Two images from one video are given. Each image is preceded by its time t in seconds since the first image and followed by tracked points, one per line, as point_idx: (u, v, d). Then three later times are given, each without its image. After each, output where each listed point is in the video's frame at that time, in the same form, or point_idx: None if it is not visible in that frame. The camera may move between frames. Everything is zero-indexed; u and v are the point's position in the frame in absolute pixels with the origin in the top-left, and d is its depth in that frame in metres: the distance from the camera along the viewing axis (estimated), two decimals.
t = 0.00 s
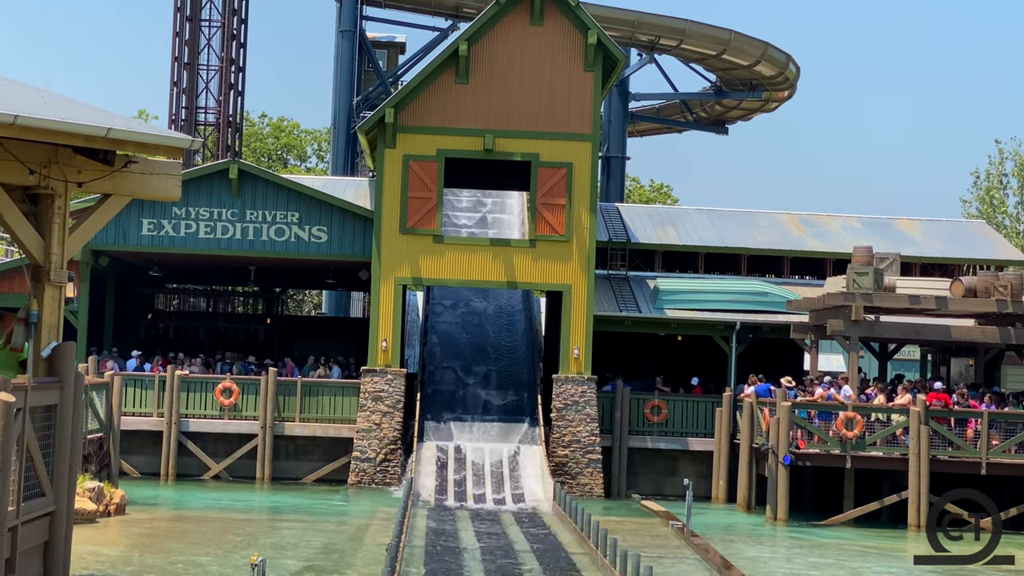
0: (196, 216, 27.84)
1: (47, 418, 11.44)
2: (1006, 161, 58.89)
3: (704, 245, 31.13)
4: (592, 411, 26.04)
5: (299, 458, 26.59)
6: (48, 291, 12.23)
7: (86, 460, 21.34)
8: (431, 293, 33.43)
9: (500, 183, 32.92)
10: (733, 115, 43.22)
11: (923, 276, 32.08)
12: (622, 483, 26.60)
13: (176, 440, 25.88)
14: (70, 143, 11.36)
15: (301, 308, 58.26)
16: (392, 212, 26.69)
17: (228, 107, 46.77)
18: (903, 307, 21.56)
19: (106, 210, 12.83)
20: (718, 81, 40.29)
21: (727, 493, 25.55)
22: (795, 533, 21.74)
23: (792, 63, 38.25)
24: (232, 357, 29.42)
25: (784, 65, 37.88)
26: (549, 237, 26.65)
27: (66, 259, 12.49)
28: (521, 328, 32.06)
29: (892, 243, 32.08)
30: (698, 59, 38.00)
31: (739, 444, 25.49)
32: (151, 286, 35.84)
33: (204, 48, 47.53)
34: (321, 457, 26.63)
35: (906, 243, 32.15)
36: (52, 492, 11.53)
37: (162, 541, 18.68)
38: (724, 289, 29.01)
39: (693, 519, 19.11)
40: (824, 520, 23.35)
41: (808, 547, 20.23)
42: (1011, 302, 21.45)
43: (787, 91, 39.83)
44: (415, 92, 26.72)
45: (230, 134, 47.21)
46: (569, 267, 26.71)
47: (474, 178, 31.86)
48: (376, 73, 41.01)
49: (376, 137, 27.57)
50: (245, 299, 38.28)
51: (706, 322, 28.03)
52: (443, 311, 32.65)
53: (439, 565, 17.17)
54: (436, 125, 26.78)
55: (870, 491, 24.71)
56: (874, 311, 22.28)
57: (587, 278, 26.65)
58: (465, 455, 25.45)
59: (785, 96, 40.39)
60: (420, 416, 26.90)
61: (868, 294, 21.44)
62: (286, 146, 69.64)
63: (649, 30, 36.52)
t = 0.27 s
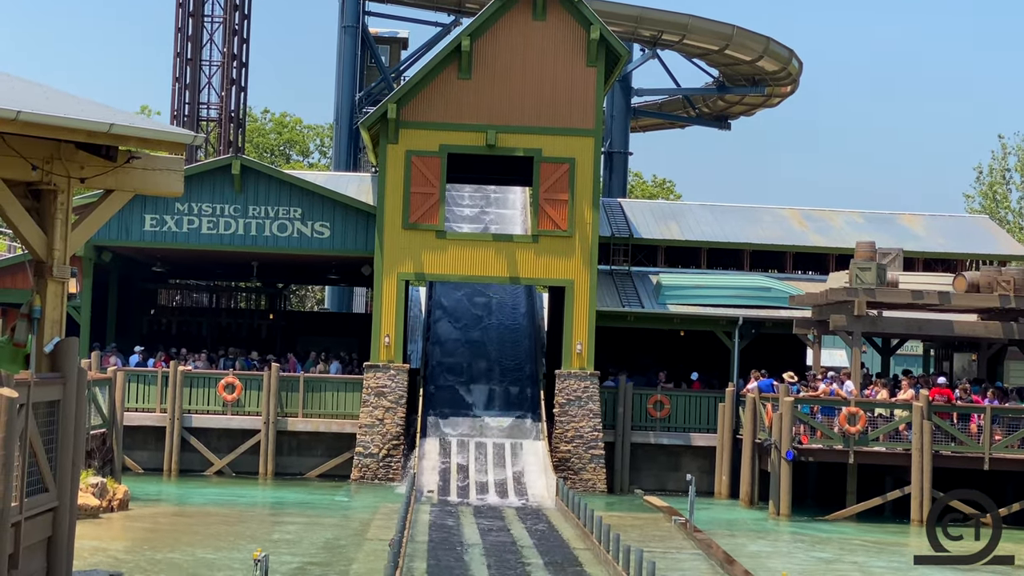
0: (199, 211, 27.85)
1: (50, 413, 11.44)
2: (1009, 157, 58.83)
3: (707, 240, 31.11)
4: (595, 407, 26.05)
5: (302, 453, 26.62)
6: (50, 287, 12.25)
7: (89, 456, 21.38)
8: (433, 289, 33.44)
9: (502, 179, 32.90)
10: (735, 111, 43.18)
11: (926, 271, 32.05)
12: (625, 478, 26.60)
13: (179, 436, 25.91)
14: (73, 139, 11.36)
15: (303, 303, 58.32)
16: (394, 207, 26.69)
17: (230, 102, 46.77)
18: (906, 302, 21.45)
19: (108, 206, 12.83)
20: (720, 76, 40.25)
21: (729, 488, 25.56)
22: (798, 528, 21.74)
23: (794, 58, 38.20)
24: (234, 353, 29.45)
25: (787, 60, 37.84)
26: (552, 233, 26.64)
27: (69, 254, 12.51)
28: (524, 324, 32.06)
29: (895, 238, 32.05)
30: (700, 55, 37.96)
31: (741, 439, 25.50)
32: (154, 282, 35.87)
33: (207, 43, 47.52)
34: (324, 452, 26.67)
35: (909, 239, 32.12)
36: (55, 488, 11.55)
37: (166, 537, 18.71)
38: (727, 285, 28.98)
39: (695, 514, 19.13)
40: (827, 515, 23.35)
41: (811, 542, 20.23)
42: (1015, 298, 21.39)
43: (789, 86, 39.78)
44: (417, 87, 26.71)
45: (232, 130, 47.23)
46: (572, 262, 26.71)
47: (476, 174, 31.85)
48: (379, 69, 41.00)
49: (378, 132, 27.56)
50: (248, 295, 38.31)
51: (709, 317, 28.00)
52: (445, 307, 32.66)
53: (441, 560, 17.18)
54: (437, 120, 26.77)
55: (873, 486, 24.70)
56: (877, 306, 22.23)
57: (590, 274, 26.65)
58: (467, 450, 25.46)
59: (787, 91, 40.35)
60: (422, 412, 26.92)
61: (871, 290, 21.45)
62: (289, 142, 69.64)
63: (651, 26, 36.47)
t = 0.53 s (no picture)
0: (201, 208, 27.86)
1: (53, 409, 11.45)
2: (1012, 152, 58.78)
3: (709, 236, 31.09)
4: (597, 403, 26.04)
5: (304, 450, 26.62)
6: (52, 283, 12.26)
7: (91, 453, 21.41)
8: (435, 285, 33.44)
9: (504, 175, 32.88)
10: (737, 106, 43.14)
11: (928, 267, 32.02)
12: (627, 474, 26.59)
13: (181, 432, 25.93)
14: (75, 135, 11.36)
15: (306, 299, 58.36)
16: (396, 203, 26.69)
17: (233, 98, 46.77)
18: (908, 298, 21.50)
19: (111, 202, 12.85)
20: (723, 72, 40.21)
21: (731, 484, 25.56)
22: (801, 524, 21.73)
23: (797, 54, 38.15)
24: (236, 349, 29.46)
25: (789, 56, 37.80)
26: (554, 229, 26.63)
27: (71, 250, 12.53)
28: (526, 320, 32.06)
29: (897, 234, 32.02)
30: (703, 51, 37.93)
31: (743, 435, 25.50)
32: (156, 278, 35.90)
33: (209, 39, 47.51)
34: (326, 448, 26.67)
35: (912, 235, 32.09)
36: (58, 484, 11.56)
37: (168, 533, 18.73)
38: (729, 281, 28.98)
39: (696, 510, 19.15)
40: (829, 511, 23.35)
41: (813, 538, 20.24)
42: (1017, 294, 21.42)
43: (791, 82, 39.74)
44: (419, 83, 26.70)
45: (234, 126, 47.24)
46: (574, 259, 26.69)
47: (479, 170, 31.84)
48: (381, 64, 40.98)
49: (380, 128, 27.55)
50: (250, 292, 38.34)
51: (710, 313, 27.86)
52: (447, 303, 32.67)
53: (443, 556, 17.17)
54: (439, 116, 26.76)
55: (875, 482, 24.70)
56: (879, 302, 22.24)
57: (592, 270, 26.64)
58: (470, 446, 25.47)
59: (790, 87, 40.30)
60: (425, 408, 26.93)
61: (873, 286, 21.44)
62: (291, 138, 69.64)
63: (653, 22, 36.43)
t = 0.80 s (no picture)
0: (203, 204, 27.86)
1: (55, 406, 11.47)
2: (1013, 149, 58.75)
3: (711, 233, 31.08)
4: (599, 400, 26.03)
5: (306, 446, 26.64)
6: (54, 280, 12.24)
7: (94, 449, 21.45)
8: (437, 282, 33.45)
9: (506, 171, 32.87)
10: (739, 103, 43.12)
11: (931, 263, 32.00)
12: (629, 471, 26.63)
13: (183, 429, 25.96)
14: (76, 132, 11.36)
15: (307, 296, 58.41)
16: (398, 200, 26.69)
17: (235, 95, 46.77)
18: (910, 295, 21.59)
19: (113, 198, 12.84)
20: (724, 69, 40.19)
21: (734, 481, 25.57)
22: (803, 520, 21.74)
23: (799, 50, 38.12)
24: (239, 345, 29.49)
25: (791, 52, 37.77)
26: (556, 226, 26.62)
27: (73, 247, 12.51)
28: (528, 316, 32.07)
29: (899, 230, 32.00)
30: (704, 47, 37.91)
31: (745, 432, 25.51)
32: (158, 275, 35.92)
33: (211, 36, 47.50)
34: (328, 445, 26.69)
35: (914, 231, 32.07)
36: (60, 481, 11.58)
37: (171, 530, 18.76)
38: (732, 277, 28.97)
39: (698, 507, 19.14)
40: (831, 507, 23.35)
41: (814, 534, 20.25)
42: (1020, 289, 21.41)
43: (793, 78, 39.72)
44: (421, 80, 26.69)
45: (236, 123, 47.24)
46: (576, 255, 26.68)
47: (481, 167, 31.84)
48: (382, 61, 40.97)
49: (382, 125, 27.55)
50: (252, 288, 38.36)
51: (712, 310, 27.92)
52: (449, 300, 32.67)
53: (446, 553, 17.19)
54: (441, 112, 26.75)
55: (877, 478, 24.71)
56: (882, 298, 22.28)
57: (594, 266, 26.64)
58: (472, 443, 25.48)
59: (791, 83, 40.26)
60: (427, 405, 26.92)
61: (875, 282, 21.42)
62: (293, 135, 69.63)
63: (655, 18, 36.40)
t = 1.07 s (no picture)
0: (204, 201, 27.85)
1: (56, 404, 11.48)
2: (1015, 145, 58.70)
3: (712, 230, 31.07)
4: (600, 396, 26.02)
5: (307, 443, 26.66)
6: (56, 277, 12.23)
7: (95, 446, 21.46)
8: (438, 279, 33.43)
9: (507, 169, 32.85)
10: (740, 100, 43.10)
11: (932, 260, 31.98)
12: (631, 468, 26.64)
13: (185, 426, 25.97)
14: (77, 129, 11.35)
15: (309, 293, 58.41)
16: (399, 197, 26.67)
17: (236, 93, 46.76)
18: (912, 291, 21.53)
19: (115, 195, 12.83)
20: (725, 65, 40.16)
21: (735, 477, 25.56)
22: (804, 517, 21.74)
23: (800, 46, 38.08)
24: (240, 343, 29.49)
25: (792, 49, 37.74)
26: (557, 222, 26.62)
27: (74, 244, 12.50)
28: (529, 313, 32.06)
29: (901, 227, 31.99)
30: (705, 44, 37.89)
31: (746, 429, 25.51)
32: (159, 272, 35.92)
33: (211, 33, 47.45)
34: (329, 442, 26.70)
35: (915, 228, 32.05)
36: (61, 478, 11.58)
37: (172, 527, 18.77)
38: (733, 274, 28.97)
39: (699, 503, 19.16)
40: (832, 504, 23.34)
41: (815, 531, 20.25)
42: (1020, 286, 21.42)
43: (794, 75, 39.69)
44: (422, 77, 26.68)
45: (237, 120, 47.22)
46: (577, 252, 26.68)
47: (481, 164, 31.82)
48: (383, 58, 40.95)
49: (383, 122, 27.53)
50: (253, 285, 38.36)
51: (714, 307, 28.02)
52: (450, 297, 32.66)
53: (447, 550, 17.19)
54: (442, 109, 26.73)
55: (879, 475, 24.70)
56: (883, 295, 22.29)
57: (595, 263, 26.63)
58: (473, 440, 25.47)
59: (792, 80, 40.22)
60: (428, 402, 26.92)
61: (876, 278, 21.33)
62: (294, 132, 69.61)
63: (656, 15, 36.35)
